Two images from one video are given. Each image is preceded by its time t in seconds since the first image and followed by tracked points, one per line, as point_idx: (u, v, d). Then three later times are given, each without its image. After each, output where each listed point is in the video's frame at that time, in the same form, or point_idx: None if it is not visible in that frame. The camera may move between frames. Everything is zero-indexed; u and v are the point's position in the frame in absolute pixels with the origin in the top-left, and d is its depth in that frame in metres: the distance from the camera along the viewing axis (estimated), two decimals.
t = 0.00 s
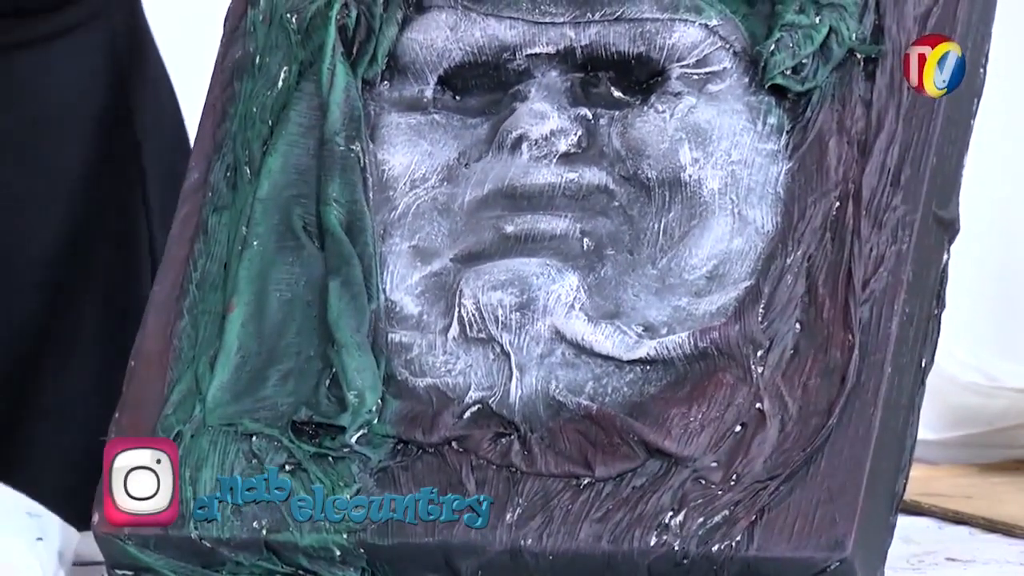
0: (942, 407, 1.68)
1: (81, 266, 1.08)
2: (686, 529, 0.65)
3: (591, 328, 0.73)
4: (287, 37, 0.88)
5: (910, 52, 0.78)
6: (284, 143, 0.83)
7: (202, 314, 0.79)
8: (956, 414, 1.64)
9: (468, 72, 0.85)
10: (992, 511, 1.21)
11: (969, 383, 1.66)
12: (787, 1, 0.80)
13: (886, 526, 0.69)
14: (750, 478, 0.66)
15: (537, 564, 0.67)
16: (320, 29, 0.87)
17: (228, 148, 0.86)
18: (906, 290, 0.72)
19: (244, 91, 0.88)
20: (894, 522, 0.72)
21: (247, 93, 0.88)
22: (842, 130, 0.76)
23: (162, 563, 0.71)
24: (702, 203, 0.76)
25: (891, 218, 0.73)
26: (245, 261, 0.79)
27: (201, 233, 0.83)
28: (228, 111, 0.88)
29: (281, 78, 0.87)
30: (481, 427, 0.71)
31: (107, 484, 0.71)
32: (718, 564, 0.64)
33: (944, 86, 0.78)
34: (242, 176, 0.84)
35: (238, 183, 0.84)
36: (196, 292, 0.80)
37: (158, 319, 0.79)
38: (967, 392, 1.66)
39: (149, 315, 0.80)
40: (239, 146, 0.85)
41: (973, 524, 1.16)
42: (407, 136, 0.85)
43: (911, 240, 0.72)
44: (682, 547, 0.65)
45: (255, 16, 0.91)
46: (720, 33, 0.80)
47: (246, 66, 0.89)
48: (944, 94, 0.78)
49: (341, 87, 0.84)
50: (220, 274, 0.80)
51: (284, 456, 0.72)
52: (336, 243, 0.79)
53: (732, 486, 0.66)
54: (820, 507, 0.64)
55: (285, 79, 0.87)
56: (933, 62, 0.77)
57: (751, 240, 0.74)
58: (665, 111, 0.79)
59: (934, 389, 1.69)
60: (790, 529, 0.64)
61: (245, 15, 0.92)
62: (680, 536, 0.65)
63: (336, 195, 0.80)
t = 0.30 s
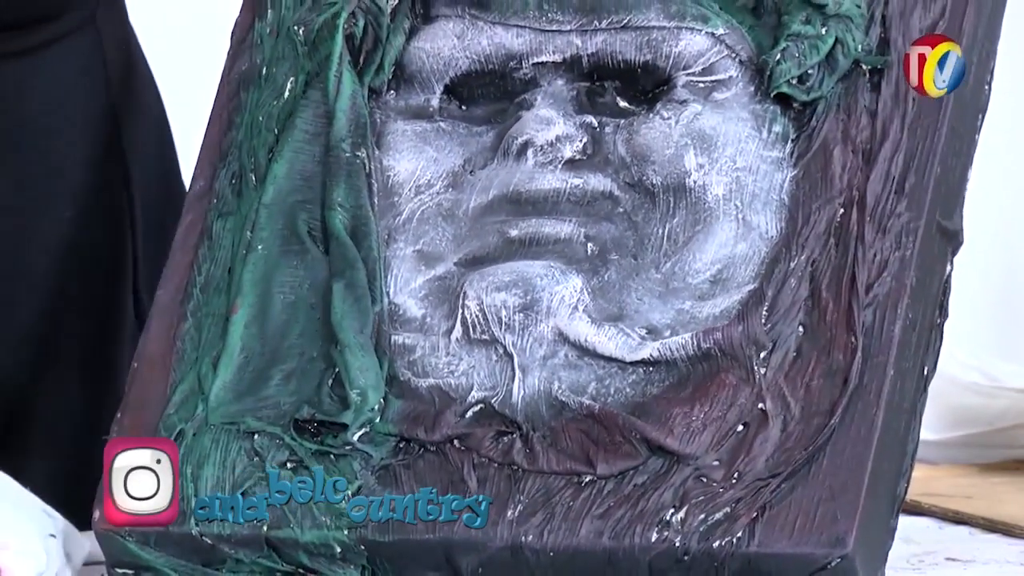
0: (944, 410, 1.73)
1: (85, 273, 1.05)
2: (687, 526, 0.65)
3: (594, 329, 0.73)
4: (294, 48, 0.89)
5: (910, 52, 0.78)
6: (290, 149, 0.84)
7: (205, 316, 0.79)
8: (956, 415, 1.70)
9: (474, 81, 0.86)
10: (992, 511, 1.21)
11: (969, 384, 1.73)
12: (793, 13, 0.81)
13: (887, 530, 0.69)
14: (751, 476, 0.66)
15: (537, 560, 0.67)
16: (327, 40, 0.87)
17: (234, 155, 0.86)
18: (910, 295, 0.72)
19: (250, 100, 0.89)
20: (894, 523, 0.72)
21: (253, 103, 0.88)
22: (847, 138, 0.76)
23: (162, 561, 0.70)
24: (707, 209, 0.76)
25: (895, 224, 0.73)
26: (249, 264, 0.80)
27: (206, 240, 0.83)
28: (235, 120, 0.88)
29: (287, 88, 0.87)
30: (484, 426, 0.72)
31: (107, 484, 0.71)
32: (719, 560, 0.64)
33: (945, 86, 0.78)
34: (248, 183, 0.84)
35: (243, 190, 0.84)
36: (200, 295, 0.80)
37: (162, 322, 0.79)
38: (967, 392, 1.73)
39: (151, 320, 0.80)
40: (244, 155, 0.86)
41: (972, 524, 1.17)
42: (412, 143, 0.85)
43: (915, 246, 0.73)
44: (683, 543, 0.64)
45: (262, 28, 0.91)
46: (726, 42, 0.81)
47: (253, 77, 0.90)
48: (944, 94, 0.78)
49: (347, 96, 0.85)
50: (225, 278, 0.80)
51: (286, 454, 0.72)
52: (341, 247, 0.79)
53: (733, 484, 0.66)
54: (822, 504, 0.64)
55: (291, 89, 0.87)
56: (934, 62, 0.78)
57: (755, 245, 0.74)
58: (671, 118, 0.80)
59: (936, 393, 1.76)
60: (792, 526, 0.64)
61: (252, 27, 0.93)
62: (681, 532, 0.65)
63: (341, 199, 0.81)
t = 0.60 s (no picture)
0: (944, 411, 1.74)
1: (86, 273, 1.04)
2: (688, 524, 0.65)
3: (596, 330, 0.73)
4: (298, 54, 0.89)
5: (910, 52, 0.79)
6: (294, 153, 0.84)
7: (207, 317, 0.80)
8: (956, 416, 1.71)
9: (477, 86, 0.86)
10: (992, 511, 1.21)
11: (970, 384, 1.74)
12: (795, 19, 0.81)
13: (887, 533, 0.69)
14: (752, 476, 0.66)
15: (537, 559, 0.66)
16: (331, 46, 0.87)
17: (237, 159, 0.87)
18: (911, 298, 0.72)
19: (254, 106, 0.89)
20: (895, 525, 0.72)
21: (257, 108, 0.89)
22: (850, 143, 0.77)
23: (162, 560, 0.70)
24: (709, 212, 0.76)
25: (897, 228, 0.73)
26: (252, 265, 0.80)
27: (210, 243, 0.83)
28: (238, 125, 0.89)
29: (291, 93, 0.88)
30: (485, 426, 0.72)
31: (107, 484, 0.69)
32: (720, 559, 0.64)
33: (945, 86, 0.78)
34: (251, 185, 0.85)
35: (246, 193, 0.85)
36: (202, 296, 0.81)
37: (165, 323, 0.81)
38: (967, 392, 1.74)
39: (153, 325, 0.81)
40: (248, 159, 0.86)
41: (972, 524, 1.17)
42: (416, 146, 0.85)
43: (916, 250, 0.73)
44: (683, 541, 0.64)
45: (267, 35, 0.92)
46: (729, 47, 0.81)
47: (257, 82, 0.90)
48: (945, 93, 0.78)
49: (351, 99, 0.86)
50: (226, 280, 0.81)
51: (287, 452, 0.72)
52: (345, 250, 0.79)
53: (734, 483, 0.66)
54: (823, 504, 0.64)
55: (295, 94, 0.88)
56: (934, 62, 0.77)
57: (757, 248, 0.74)
58: (674, 122, 0.80)
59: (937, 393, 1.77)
60: (793, 525, 0.63)
61: (256, 34, 0.93)
62: (681, 531, 0.65)
63: (344, 202, 0.81)
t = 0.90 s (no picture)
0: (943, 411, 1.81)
1: (84, 272, 1.04)
2: (687, 525, 0.65)
3: (595, 330, 0.73)
4: (296, 52, 0.89)
5: (910, 52, 0.78)
6: (292, 151, 0.84)
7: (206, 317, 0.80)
8: (956, 415, 1.78)
9: (475, 84, 0.86)
10: (992, 511, 1.22)
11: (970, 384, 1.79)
12: (794, 16, 0.81)
13: (886, 532, 0.69)
14: (752, 476, 0.66)
15: (537, 560, 0.67)
16: (328, 44, 0.87)
17: (236, 158, 0.87)
18: (911, 296, 0.72)
19: (252, 103, 0.89)
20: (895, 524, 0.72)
21: (255, 106, 0.89)
22: (849, 141, 0.77)
23: (162, 561, 0.70)
24: (708, 210, 0.76)
25: (896, 226, 0.73)
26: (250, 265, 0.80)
27: (208, 241, 0.84)
28: (236, 123, 0.89)
29: (288, 91, 0.88)
30: (484, 426, 0.72)
31: (108, 485, 0.67)
32: (719, 559, 0.64)
33: (945, 86, 0.78)
34: (249, 185, 0.85)
35: (244, 192, 0.85)
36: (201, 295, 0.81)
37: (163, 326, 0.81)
38: (966, 392, 1.79)
39: (151, 324, 0.81)
40: (246, 157, 0.86)
41: (972, 524, 1.17)
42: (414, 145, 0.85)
43: (916, 248, 0.73)
44: (683, 542, 0.64)
45: (265, 32, 0.92)
46: (727, 45, 0.81)
47: (255, 80, 0.90)
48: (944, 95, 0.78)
49: (349, 98, 0.85)
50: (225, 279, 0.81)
51: (286, 453, 0.72)
52: (342, 249, 0.79)
53: (734, 483, 0.66)
54: (822, 504, 0.64)
55: (293, 92, 0.87)
56: (934, 62, 0.77)
57: (756, 247, 0.74)
58: (672, 120, 0.80)
59: (937, 390, 1.83)
60: (792, 525, 0.64)
61: (254, 31, 0.94)
62: (681, 532, 0.65)
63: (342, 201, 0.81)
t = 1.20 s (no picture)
0: (943, 411, 1.82)
1: (81, 272, 1.04)
2: (687, 526, 0.65)
3: (593, 330, 0.73)
4: (293, 49, 0.89)
5: (910, 51, 0.78)
6: (290, 150, 0.84)
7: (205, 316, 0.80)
8: (956, 416, 1.78)
9: (473, 81, 0.86)
10: (992, 511, 1.22)
11: (969, 383, 1.80)
12: (792, 13, 0.80)
13: (886, 531, 0.69)
14: (752, 476, 0.66)
15: (537, 561, 0.66)
16: (326, 40, 0.87)
17: (233, 155, 0.87)
18: (910, 295, 0.72)
19: (249, 101, 0.89)
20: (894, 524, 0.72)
21: (252, 103, 0.89)
22: (846, 139, 0.76)
23: (162, 563, 0.70)
24: (706, 209, 0.76)
25: (894, 224, 0.73)
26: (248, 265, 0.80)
27: (206, 240, 0.84)
28: (234, 120, 0.89)
29: (285, 89, 0.87)
30: (483, 427, 0.72)
31: (108, 485, 0.70)
32: (719, 560, 0.64)
33: (945, 86, 0.78)
34: (247, 183, 0.85)
35: (241, 190, 0.85)
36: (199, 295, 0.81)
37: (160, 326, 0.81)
38: (966, 392, 1.79)
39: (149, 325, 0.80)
40: (243, 155, 0.86)
41: (973, 524, 1.18)
42: (412, 143, 0.85)
43: (914, 246, 0.73)
44: (683, 543, 0.64)
45: (261, 28, 0.92)
46: (725, 42, 0.81)
47: (252, 77, 0.90)
48: (944, 94, 0.78)
49: (347, 95, 0.85)
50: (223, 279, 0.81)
51: (286, 454, 0.72)
52: (340, 248, 0.79)
53: (733, 484, 0.66)
54: (822, 504, 0.64)
55: (290, 89, 0.87)
56: (934, 62, 0.77)
57: (755, 245, 0.74)
58: (670, 118, 0.80)
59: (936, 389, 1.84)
60: (793, 525, 0.64)
61: (251, 28, 0.93)
62: (681, 533, 0.65)
63: (340, 199, 0.81)
